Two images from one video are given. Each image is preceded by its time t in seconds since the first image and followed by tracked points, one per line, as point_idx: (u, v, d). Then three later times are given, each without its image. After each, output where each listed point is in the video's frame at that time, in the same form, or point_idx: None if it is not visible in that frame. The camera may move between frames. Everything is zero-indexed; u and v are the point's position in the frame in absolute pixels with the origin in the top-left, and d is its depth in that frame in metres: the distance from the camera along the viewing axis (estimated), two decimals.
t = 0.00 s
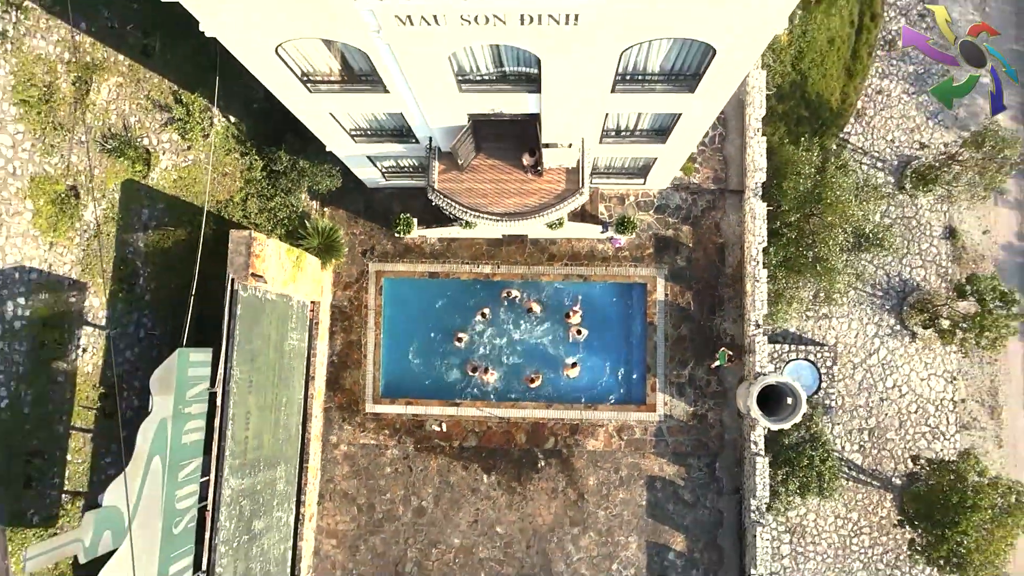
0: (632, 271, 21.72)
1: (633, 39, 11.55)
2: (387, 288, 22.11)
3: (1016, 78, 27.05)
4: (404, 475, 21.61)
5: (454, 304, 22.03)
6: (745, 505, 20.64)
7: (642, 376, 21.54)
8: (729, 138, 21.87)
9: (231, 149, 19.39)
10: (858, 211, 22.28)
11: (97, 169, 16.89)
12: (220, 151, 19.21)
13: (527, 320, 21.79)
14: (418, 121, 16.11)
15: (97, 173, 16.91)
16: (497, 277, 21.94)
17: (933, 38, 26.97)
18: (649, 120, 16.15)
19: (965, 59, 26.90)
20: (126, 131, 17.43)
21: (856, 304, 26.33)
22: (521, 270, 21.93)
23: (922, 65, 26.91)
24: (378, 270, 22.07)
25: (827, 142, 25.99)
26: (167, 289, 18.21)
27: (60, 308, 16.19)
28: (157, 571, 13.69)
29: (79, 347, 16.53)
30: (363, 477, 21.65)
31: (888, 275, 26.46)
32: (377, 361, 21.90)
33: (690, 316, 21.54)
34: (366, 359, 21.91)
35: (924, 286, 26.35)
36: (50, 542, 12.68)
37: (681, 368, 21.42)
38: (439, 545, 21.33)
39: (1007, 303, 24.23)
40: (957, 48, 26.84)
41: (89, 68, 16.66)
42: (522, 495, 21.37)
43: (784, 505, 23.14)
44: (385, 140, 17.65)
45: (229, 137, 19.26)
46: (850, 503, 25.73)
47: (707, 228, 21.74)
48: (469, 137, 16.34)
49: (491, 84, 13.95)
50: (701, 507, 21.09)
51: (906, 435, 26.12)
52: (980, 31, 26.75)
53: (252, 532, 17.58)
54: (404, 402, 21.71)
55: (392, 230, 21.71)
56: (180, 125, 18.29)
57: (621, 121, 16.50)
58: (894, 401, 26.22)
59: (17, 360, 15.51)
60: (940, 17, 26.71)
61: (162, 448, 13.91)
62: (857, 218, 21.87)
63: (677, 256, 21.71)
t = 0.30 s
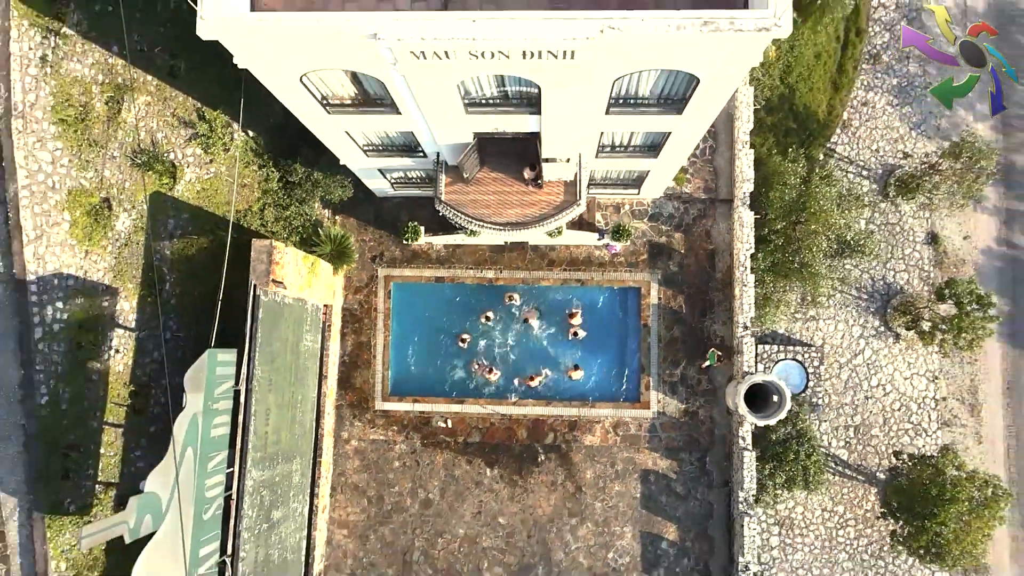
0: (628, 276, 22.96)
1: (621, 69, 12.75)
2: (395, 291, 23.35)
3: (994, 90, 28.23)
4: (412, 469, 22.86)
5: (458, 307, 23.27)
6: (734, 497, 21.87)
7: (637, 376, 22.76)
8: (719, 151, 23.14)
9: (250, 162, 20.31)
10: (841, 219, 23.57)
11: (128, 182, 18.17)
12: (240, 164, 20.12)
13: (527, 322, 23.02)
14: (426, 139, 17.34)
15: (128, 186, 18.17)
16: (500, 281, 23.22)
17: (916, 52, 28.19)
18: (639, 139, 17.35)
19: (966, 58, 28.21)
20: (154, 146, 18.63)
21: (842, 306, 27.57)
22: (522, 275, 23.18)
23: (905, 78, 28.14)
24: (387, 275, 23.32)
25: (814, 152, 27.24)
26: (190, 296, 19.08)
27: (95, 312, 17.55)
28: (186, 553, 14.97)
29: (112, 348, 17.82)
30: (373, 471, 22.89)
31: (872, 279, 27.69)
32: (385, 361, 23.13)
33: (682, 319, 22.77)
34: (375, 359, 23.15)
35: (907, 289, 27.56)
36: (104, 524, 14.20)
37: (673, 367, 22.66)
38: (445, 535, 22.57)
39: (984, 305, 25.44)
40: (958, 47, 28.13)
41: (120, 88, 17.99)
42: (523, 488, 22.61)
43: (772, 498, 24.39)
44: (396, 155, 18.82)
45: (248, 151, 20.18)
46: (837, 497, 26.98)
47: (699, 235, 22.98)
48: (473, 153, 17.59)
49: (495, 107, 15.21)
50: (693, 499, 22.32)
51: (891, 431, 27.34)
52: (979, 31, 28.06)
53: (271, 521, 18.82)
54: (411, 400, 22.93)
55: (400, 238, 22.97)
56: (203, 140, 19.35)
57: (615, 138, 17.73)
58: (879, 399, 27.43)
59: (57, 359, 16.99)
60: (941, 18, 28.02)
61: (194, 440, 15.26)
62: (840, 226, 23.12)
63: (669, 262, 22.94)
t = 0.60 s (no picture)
0: (623, 280, 24.25)
1: (613, 96, 14.03)
2: (403, 294, 24.62)
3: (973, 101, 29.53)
4: (418, 463, 24.13)
5: (463, 309, 24.55)
6: (723, 489, 23.15)
7: (632, 374, 24.03)
8: (710, 161, 24.42)
9: (267, 173, 21.44)
10: (825, 227, 24.86)
11: (155, 193, 19.41)
12: (258, 175, 21.28)
13: (529, 323, 24.26)
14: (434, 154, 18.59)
15: (155, 197, 19.42)
16: (502, 285, 24.50)
17: (900, 65, 29.42)
18: (633, 156, 18.62)
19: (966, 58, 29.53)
20: (179, 159, 19.83)
21: (829, 308, 28.84)
22: (523, 279, 24.46)
23: (889, 89, 29.39)
24: (395, 279, 24.59)
25: (802, 161, 28.46)
26: (212, 300, 20.45)
27: (125, 315, 18.81)
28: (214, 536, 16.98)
29: (140, 349, 19.07)
30: (382, 464, 24.17)
31: (858, 282, 28.94)
32: (393, 360, 24.39)
33: (674, 320, 24.04)
34: (383, 359, 24.42)
35: (891, 292, 28.80)
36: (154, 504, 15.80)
37: (666, 366, 23.95)
38: (450, 525, 23.84)
39: (961, 307, 26.64)
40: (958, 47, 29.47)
41: (149, 106, 19.22)
42: (524, 481, 23.89)
43: (761, 490, 25.68)
44: (405, 168, 20.03)
45: (265, 162, 21.38)
46: (824, 490, 28.25)
47: (690, 241, 24.26)
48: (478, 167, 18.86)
49: (498, 126, 16.49)
50: (685, 491, 23.60)
51: (875, 428, 28.58)
52: (979, 31, 29.38)
53: (288, 511, 20.09)
54: (418, 397, 24.20)
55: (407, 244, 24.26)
56: (224, 153, 20.57)
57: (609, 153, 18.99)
58: (864, 397, 28.69)
59: (91, 359, 18.30)
60: (941, 17, 29.45)
61: (221, 436, 17.11)
62: (824, 233, 24.41)
63: (662, 267, 24.23)
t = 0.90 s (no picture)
0: (620, 283, 25.49)
1: (608, 118, 15.27)
2: (410, 297, 25.87)
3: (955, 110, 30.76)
4: (424, 457, 25.37)
5: (467, 312, 25.79)
6: (714, 482, 24.38)
7: (627, 373, 25.26)
8: (702, 171, 25.66)
9: (281, 182, 22.18)
10: (811, 233, 26.10)
11: (178, 203, 20.60)
12: (273, 184, 22.10)
13: (531, 326, 25.52)
14: (441, 167, 19.82)
15: (178, 207, 20.62)
16: (504, 288, 25.75)
17: (886, 77, 30.65)
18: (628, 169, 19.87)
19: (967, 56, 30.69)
20: (200, 170, 21.03)
21: (817, 310, 30.07)
22: (524, 282, 25.71)
23: (875, 100, 30.60)
24: (402, 282, 25.85)
25: (792, 169, 29.67)
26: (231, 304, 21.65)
27: (151, 317, 20.04)
28: (238, 524, 17.91)
29: (165, 350, 20.23)
30: (390, 459, 25.41)
31: (846, 285, 30.15)
32: (400, 360, 25.64)
33: (668, 322, 25.29)
34: (391, 359, 25.67)
35: (877, 295, 30.02)
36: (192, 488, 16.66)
37: (660, 366, 25.19)
38: (455, 517, 25.09)
39: (942, 310, 28.01)
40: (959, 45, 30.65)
41: (173, 121, 20.51)
42: (525, 475, 25.12)
43: (751, 484, 26.92)
44: (413, 179, 21.21)
45: (280, 172, 22.13)
46: (812, 485, 29.47)
47: (683, 247, 25.51)
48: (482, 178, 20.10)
49: (501, 142, 17.72)
50: (678, 484, 24.84)
51: (862, 425, 29.78)
52: (979, 30, 30.58)
53: (303, 502, 21.32)
54: (424, 395, 25.44)
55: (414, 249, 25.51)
56: (241, 165, 21.46)
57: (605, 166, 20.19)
58: (851, 395, 29.90)
59: (119, 359, 19.65)
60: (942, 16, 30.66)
61: (243, 429, 18.17)
62: (809, 239, 25.68)
63: (657, 271, 25.48)
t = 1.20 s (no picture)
0: (616, 287, 26.78)
1: (603, 136, 16.53)
2: (416, 300, 27.14)
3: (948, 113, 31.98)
4: (430, 452, 26.65)
5: (472, 314, 27.05)
6: (706, 476, 25.65)
7: (623, 373, 26.53)
8: (695, 179, 26.93)
9: (294, 192, 23.24)
10: (798, 239, 27.37)
11: (200, 212, 21.87)
12: (287, 194, 23.16)
13: (533, 327, 26.79)
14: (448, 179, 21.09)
15: (200, 215, 21.89)
16: (507, 291, 27.02)
17: (872, 88, 31.92)
18: (623, 180, 21.14)
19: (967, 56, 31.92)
20: (220, 181, 22.28)
21: (807, 312, 31.34)
22: (525, 286, 26.99)
23: (862, 110, 31.88)
24: (408, 286, 27.12)
25: (782, 176, 30.97)
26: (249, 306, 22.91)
27: (175, 319, 21.33)
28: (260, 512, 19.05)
29: (188, 350, 21.41)
30: (397, 454, 26.70)
31: (834, 288, 31.43)
32: (407, 360, 26.91)
33: (662, 323, 26.57)
34: (398, 358, 26.95)
35: (864, 297, 31.31)
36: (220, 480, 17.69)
37: (655, 365, 26.47)
38: (459, 509, 26.37)
39: (924, 311, 29.42)
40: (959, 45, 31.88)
41: (195, 135, 21.81)
42: (526, 469, 26.41)
43: (742, 478, 28.20)
44: (421, 190, 22.42)
45: (292, 183, 23.20)
46: (802, 479, 30.75)
47: (677, 252, 26.78)
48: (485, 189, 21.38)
49: (504, 156, 18.99)
50: (671, 478, 26.12)
51: (849, 422, 31.05)
52: (978, 31, 31.85)
53: (317, 493, 22.60)
54: (430, 393, 26.71)
55: (420, 255, 26.80)
56: (258, 175, 22.64)
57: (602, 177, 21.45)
58: (839, 393, 31.17)
59: (146, 358, 20.99)
60: (941, 17, 31.81)
61: (265, 424, 19.22)
62: (795, 245, 26.97)
63: (651, 275, 26.75)
